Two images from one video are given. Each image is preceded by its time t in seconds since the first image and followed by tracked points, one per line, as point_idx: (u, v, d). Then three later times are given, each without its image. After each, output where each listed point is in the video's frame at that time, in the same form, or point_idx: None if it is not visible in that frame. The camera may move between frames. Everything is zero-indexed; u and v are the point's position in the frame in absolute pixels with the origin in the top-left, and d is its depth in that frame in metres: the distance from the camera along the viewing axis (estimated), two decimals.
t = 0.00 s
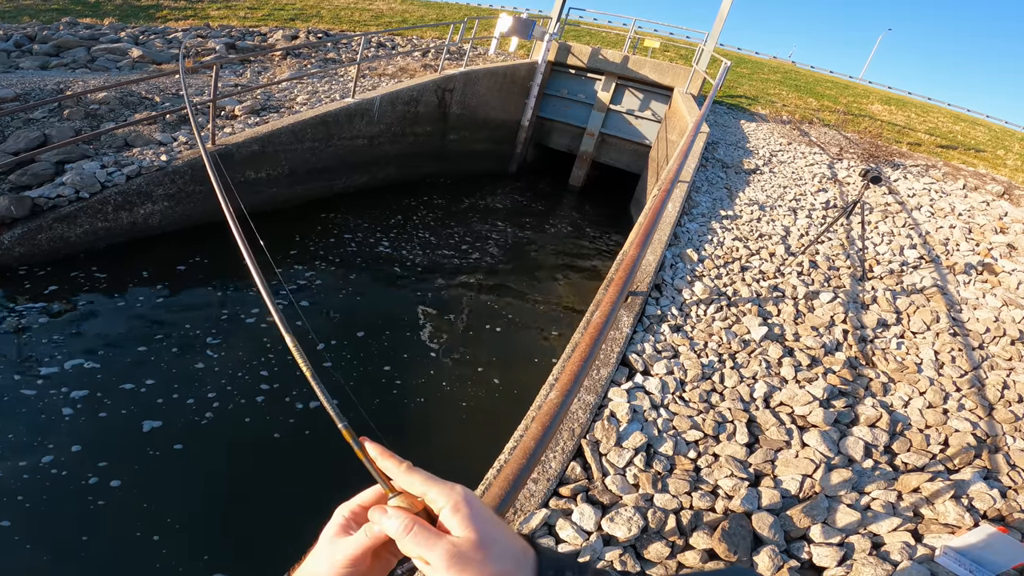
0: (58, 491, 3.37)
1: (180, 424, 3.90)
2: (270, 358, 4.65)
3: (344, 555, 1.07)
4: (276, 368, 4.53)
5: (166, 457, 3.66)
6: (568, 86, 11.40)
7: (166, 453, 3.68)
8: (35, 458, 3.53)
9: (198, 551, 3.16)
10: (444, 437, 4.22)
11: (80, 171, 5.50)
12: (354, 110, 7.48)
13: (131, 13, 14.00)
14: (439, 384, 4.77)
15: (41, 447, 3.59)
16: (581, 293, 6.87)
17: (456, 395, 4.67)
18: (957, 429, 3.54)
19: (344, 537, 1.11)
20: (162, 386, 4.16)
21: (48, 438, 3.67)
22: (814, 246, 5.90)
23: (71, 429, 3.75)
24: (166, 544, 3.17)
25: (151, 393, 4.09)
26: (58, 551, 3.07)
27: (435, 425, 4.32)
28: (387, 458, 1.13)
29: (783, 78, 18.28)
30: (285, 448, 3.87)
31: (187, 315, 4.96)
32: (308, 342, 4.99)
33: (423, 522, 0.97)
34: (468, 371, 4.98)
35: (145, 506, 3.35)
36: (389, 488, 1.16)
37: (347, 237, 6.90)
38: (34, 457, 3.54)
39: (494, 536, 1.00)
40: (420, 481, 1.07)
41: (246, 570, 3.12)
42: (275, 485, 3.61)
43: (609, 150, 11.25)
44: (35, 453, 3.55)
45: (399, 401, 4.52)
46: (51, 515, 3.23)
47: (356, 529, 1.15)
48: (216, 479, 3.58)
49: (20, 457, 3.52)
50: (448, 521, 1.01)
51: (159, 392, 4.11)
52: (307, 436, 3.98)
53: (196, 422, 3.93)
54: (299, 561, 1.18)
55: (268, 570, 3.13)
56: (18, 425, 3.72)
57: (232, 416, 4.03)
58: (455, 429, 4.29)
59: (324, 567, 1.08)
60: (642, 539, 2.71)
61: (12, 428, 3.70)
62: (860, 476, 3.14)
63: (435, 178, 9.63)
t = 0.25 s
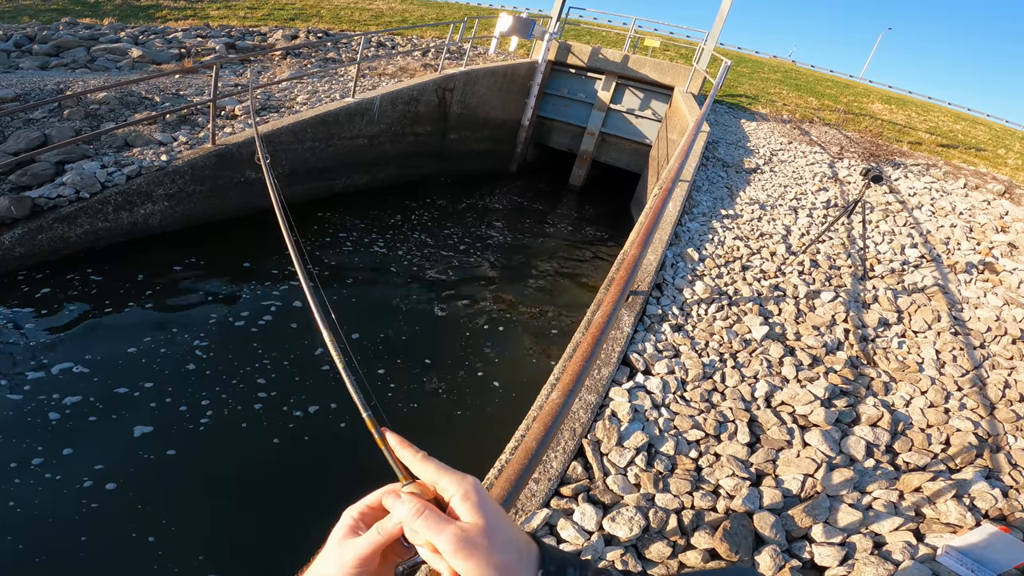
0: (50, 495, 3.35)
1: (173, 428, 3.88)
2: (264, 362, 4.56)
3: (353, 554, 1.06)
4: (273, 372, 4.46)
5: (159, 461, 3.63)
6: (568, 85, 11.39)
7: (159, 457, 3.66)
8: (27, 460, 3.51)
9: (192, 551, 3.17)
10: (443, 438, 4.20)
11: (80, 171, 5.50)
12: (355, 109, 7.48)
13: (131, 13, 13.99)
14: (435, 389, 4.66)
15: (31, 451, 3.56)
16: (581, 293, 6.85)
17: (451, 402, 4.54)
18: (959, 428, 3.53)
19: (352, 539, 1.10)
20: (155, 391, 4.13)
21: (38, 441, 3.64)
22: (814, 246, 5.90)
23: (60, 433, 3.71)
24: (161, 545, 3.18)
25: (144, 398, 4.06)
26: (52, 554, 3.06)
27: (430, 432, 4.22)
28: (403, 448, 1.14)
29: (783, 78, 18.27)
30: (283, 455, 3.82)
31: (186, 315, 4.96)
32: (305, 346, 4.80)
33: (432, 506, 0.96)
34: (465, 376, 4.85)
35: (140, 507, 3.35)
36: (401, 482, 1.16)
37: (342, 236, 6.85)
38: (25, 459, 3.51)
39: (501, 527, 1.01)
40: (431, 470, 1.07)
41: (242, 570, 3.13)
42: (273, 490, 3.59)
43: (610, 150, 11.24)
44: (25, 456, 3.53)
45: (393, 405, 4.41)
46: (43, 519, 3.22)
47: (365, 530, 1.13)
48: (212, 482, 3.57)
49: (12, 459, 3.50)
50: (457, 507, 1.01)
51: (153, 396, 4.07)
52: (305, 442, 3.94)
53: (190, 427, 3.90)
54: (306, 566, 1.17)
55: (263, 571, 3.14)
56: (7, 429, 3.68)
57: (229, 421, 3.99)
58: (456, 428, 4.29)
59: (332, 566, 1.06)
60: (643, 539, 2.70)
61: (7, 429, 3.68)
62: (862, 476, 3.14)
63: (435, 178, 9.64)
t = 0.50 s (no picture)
0: (41, 497, 3.34)
1: (163, 431, 3.87)
2: (257, 367, 4.54)
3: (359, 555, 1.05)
4: (265, 377, 4.44)
5: (152, 464, 3.63)
6: (568, 85, 11.38)
7: (152, 460, 3.66)
8: (18, 462, 3.50)
9: (185, 555, 3.17)
10: (440, 440, 4.19)
11: (80, 172, 5.49)
12: (354, 109, 7.47)
13: (130, 13, 13.99)
14: (432, 393, 4.60)
15: (21, 453, 3.56)
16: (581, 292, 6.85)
17: (448, 406, 4.49)
18: (959, 428, 3.53)
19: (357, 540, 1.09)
20: (149, 393, 4.12)
21: (26, 444, 3.62)
22: (814, 245, 5.89)
23: (49, 435, 3.70)
24: (153, 547, 3.18)
25: (137, 400, 4.05)
26: (49, 554, 3.07)
27: (428, 438, 4.17)
28: (403, 452, 1.12)
29: (783, 77, 18.25)
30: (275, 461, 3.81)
31: (186, 316, 4.95)
32: (297, 350, 4.76)
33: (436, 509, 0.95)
34: (463, 379, 4.80)
35: (132, 508, 3.35)
36: (404, 483, 1.15)
37: (337, 236, 6.81)
38: (16, 461, 3.51)
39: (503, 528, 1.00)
40: (433, 473, 1.06)
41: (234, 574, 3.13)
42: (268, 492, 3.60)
43: (610, 149, 11.23)
44: (15, 457, 3.52)
45: (389, 411, 4.34)
46: (35, 520, 3.22)
47: (369, 530, 1.12)
48: (205, 484, 3.57)
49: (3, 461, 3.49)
50: (460, 511, 1.00)
51: (146, 399, 4.07)
52: (298, 446, 3.92)
53: (183, 430, 3.90)
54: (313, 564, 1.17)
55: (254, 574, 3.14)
56: None
57: (221, 424, 3.98)
58: (457, 428, 4.29)
59: (336, 567, 1.06)
60: (643, 539, 2.70)
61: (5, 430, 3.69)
62: (862, 475, 3.13)
63: (435, 178, 9.63)
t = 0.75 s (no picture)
0: (31, 499, 3.35)
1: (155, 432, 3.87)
2: (250, 366, 4.53)
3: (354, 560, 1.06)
4: (259, 377, 4.43)
5: (144, 466, 3.63)
6: (568, 84, 11.37)
7: (143, 461, 3.66)
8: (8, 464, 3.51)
9: (174, 556, 3.17)
10: (440, 440, 4.19)
11: (80, 172, 5.50)
12: (354, 109, 7.48)
13: (130, 13, 13.98)
14: (432, 395, 4.60)
15: (12, 456, 3.55)
16: (582, 292, 6.85)
17: (444, 409, 4.48)
18: (959, 427, 3.53)
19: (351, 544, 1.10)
20: (144, 395, 4.12)
21: (17, 448, 3.61)
22: (815, 244, 5.89)
23: (40, 438, 3.70)
24: (143, 548, 3.18)
25: (131, 402, 4.04)
26: (42, 555, 3.08)
27: (425, 440, 4.17)
28: (399, 459, 1.12)
29: (783, 76, 18.25)
30: (265, 464, 3.78)
31: (186, 316, 4.96)
32: (288, 351, 4.73)
33: (438, 524, 0.95)
34: (462, 381, 4.79)
35: (123, 510, 3.36)
36: (400, 489, 1.15)
37: (334, 237, 6.79)
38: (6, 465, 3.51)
39: (508, 536, 0.98)
40: (432, 483, 1.06)
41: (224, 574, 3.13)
42: (260, 494, 3.60)
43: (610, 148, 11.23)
44: (5, 461, 3.51)
45: (388, 414, 4.33)
46: (25, 522, 3.22)
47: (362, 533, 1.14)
48: (196, 487, 3.57)
49: None
50: (463, 523, 1.00)
51: (140, 401, 4.06)
52: (289, 453, 3.89)
53: (175, 433, 3.89)
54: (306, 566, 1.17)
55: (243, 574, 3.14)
56: None
57: (214, 425, 3.99)
58: (456, 429, 4.29)
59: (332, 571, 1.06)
60: (643, 538, 2.70)
61: (4, 432, 3.70)
62: (862, 474, 3.14)
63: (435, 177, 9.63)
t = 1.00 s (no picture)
0: (23, 500, 3.36)
1: (148, 434, 3.87)
2: (245, 367, 4.54)
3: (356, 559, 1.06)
4: (256, 379, 4.43)
5: (137, 470, 3.61)
6: (569, 83, 11.37)
7: (136, 461, 3.67)
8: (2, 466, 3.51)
9: (164, 556, 3.17)
10: (440, 441, 4.20)
11: (82, 172, 5.51)
12: (355, 109, 7.48)
13: (131, 13, 13.99)
14: (431, 396, 4.60)
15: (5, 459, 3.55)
16: (583, 292, 6.85)
17: (442, 411, 4.47)
18: (960, 426, 3.53)
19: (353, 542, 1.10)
20: (142, 397, 4.12)
21: (10, 451, 3.61)
22: (816, 244, 5.89)
23: (33, 441, 3.70)
24: (132, 549, 3.18)
25: (127, 404, 4.04)
26: (36, 555, 3.09)
27: (424, 441, 4.17)
28: (402, 457, 1.11)
29: (784, 75, 18.24)
30: (261, 467, 3.76)
31: (186, 316, 4.97)
32: (286, 351, 4.74)
33: (439, 520, 0.96)
34: (462, 383, 4.79)
35: (115, 509, 3.37)
36: (403, 488, 1.14)
37: (331, 237, 6.78)
38: None
39: (512, 535, 0.99)
40: (435, 481, 1.05)
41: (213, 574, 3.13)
42: (255, 497, 3.57)
43: (611, 148, 11.23)
44: None
45: (387, 415, 4.34)
46: (17, 522, 3.23)
47: (364, 531, 1.14)
48: (188, 487, 3.57)
49: None
50: (464, 520, 1.00)
51: (136, 403, 4.06)
52: (287, 455, 3.87)
53: (169, 434, 3.89)
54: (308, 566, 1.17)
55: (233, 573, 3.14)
56: None
57: (210, 425, 3.99)
58: (456, 430, 4.30)
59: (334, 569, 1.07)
60: (645, 538, 2.70)
61: (7, 431, 3.73)
62: (863, 473, 3.14)
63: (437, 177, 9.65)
